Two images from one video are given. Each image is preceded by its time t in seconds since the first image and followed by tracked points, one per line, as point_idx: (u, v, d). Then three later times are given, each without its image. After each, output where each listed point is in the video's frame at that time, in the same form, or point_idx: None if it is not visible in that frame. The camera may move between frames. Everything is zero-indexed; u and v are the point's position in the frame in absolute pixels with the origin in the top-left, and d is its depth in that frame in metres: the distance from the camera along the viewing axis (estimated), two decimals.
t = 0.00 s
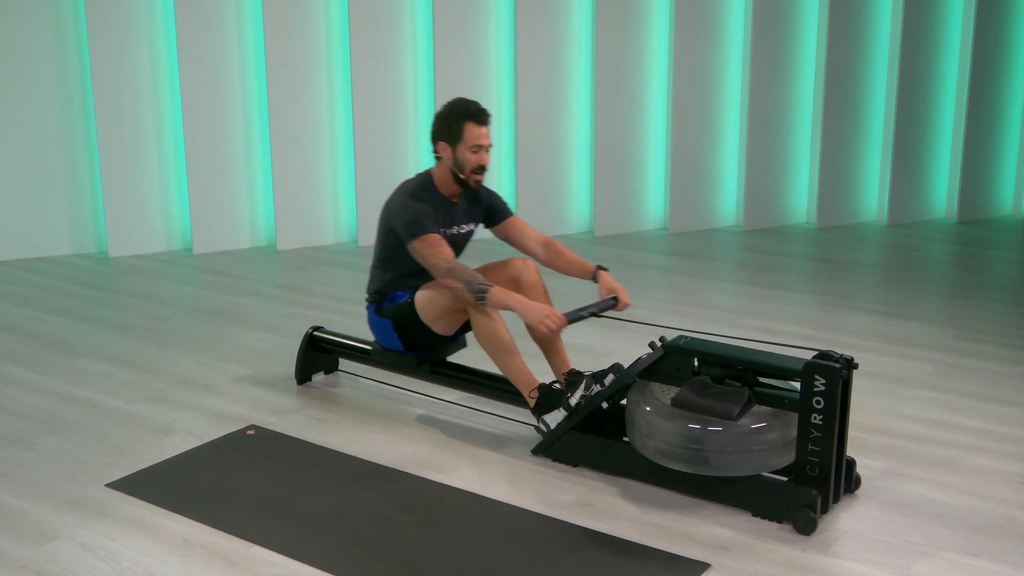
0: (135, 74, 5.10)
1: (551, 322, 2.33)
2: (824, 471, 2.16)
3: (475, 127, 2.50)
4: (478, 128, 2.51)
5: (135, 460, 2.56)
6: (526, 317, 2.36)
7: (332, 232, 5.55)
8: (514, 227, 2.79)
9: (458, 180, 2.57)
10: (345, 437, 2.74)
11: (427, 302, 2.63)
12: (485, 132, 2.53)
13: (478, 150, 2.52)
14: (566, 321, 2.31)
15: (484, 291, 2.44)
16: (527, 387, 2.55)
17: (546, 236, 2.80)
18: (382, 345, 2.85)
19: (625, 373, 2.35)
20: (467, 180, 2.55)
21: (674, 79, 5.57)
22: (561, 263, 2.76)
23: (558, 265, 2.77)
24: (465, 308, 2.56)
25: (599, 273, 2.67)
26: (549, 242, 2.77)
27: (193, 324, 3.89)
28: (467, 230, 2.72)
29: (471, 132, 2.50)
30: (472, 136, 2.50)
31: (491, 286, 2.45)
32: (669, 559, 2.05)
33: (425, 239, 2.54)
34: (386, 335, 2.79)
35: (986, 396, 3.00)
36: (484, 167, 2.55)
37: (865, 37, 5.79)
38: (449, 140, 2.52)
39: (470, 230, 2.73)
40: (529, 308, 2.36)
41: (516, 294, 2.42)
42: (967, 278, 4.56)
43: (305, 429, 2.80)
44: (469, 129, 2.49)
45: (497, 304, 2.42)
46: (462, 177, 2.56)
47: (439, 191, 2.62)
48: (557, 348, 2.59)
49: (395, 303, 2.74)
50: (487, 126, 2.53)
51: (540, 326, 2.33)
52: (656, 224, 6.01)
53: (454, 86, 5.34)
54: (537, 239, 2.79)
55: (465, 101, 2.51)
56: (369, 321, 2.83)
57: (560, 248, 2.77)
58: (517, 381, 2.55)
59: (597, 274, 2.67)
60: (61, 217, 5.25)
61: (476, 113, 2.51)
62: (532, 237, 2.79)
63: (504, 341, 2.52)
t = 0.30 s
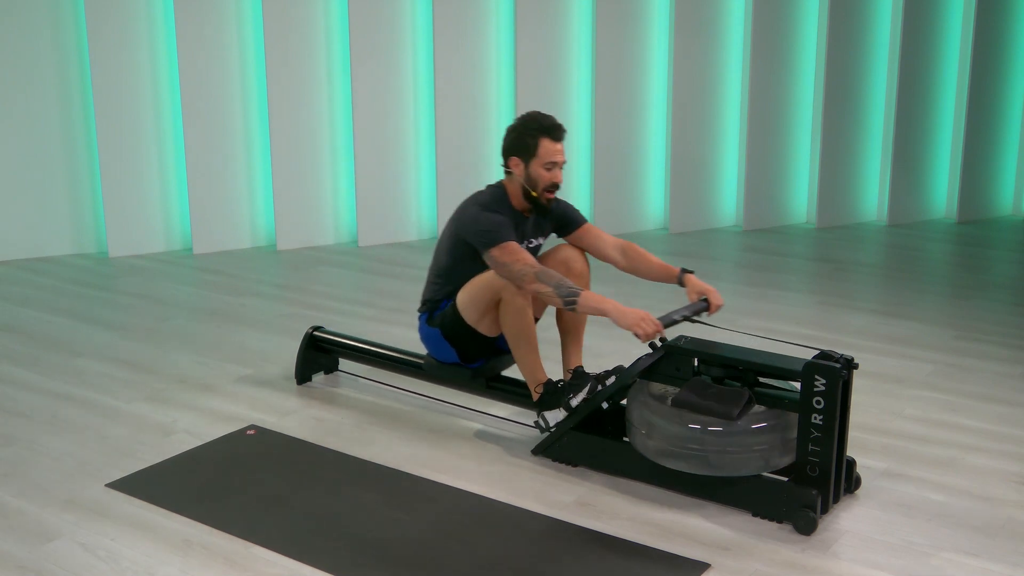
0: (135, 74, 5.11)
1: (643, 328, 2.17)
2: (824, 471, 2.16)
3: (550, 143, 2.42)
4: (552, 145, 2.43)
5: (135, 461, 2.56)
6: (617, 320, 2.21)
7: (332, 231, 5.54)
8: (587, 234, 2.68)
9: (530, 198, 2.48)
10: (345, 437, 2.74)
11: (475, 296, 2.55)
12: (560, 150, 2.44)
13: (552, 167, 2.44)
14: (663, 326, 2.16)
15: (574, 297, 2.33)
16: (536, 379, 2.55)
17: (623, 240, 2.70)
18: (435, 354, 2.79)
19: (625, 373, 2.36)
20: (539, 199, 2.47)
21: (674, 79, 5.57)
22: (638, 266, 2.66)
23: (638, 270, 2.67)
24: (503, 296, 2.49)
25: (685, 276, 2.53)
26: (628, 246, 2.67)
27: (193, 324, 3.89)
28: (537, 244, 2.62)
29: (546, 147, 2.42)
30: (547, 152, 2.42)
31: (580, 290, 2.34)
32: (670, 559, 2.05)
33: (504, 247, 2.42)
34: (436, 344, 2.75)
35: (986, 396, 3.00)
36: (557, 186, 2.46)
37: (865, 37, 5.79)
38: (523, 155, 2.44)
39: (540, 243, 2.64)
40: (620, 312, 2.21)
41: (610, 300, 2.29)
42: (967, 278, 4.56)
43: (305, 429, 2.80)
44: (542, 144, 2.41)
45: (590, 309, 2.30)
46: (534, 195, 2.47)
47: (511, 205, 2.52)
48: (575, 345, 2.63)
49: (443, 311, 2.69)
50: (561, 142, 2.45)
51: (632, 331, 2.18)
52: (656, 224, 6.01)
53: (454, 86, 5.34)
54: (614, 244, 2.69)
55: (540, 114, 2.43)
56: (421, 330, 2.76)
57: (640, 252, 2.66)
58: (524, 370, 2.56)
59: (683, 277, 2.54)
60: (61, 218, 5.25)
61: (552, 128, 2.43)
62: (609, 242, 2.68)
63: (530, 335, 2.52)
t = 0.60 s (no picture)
0: (135, 74, 5.11)
1: (660, 323, 2.13)
2: (824, 471, 2.16)
3: (555, 139, 2.43)
4: (558, 140, 2.44)
5: (135, 460, 2.56)
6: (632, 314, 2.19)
7: (331, 232, 5.54)
8: (598, 235, 2.67)
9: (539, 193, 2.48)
10: (346, 437, 2.74)
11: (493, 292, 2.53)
12: (565, 145, 2.45)
13: (559, 162, 2.44)
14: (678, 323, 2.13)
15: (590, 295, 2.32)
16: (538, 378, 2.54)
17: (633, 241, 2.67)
18: (447, 355, 2.76)
19: (625, 373, 2.35)
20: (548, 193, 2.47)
21: (674, 78, 5.57)
22: (648, 267, 2.63)
23: (648, 270, 2.63)
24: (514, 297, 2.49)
25: (697, 277, 2.48)
26: (639, 247, 2.64)
27: (193, 324, 3.89)
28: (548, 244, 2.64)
29: (551, 144, 2.43)
30: (552, 148, 2.43)
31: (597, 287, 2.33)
32: (670, 559, 2.05)
33: (521, 246, 2.41)
34: (447, 343, 2.71)
35: (986, 396, 3.00)
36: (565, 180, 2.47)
37: (865, 37, 5.79)
38: (530, 153, 2.45)
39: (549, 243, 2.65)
40: (637, 308, 2.19)
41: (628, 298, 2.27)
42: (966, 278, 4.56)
43: (305, 429, 2.80)
44: (547, 140, 2.42)
45: (608, 306, 2.28)
46: (543, 190, 2.47)
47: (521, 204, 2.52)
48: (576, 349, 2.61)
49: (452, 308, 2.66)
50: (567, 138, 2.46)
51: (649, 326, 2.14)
52: (656, 224, 6.01)
53: (454, 86, 5.34)
54: (624, 244, 2.66)
55: (545, 113, 2.44)
56: (429, 330, 2.72)
57: (651, 251, 2.63)
58: (529, 370, 2.55)
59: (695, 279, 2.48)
60: (61, 218, 5.25)
61: (556, 125, 2.44)
62: (620, 243, 2.66)
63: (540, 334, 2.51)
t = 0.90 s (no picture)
0: (136, 74, 5.11)
1: (544, 291, 2.29)
2: (824, 471, 2.16)
3: (449, 113, 2.55)
4: (451, 114, 2.56)
5: (135, 461, 2.56)
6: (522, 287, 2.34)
7: (332, 232, 5.54)
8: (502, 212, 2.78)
9: (437, 167, 2.59)
10: (345, 437, 2.74)
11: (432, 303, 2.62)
12: (459, 119, 2.57)
13: (454, 134, 2.56)
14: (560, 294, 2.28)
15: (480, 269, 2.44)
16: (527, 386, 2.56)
17: (533, 221, 2.79)
18: (375, 340, 2.88)
19: (625, 373, 2.35)
20: (445, 166, 2.57)
21: (674, 78, 5.57)
22: (549, 246, 2.75)
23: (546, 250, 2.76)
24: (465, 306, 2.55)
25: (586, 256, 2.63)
26: (537, 225, 2.77)
27: (193, 324, 3.89)
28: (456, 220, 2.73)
29: (445, 118, 2.55)
30: (446, 122, 2.54)
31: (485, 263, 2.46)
32: (670, 559, 2.05)
33: (419, 228, 2.54)
34: (381, 330, 2.83)
35: (986, 396, 3.00)
36: (462, 151, 2.58)
37: (865, 37, 5.79)
38: (425, 129, 2.56)
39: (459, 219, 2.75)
40: (523, 279, 2.35)
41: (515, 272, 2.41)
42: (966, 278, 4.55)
43: (305, 429, 2.79)
44: (441, 115, 2.54)
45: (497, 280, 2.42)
46: (440, 163, 2.58)
47: (423, 182, 2.64)
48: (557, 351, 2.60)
49: (388, 299, 2.76)
50: (459, 111, 2.58)
51: (535, 297, 2.30)
52: (656, 224, 6.01)
53: (454, 86, 5.34)
54: (524, 224, 2.78)
55: (436, 89, 2.56)
56: (363, 316, 2.85)
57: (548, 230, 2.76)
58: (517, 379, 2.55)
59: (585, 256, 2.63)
60: (62, 218, 5.25)
61: (447, 100, 2.56)
62: (519, 222, 2.78)
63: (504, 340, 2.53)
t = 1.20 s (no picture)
0: (136, 75, 5.11)
1: (438, 262, 2.44)
2: (824, 471, 2.16)
3: (348, 100, 2.75)
4: (350, 102, 2.75)
5: (135, 460, 2.56)
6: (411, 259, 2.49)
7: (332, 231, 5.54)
8: (410, 196, 2.98)
9: (340, 152, 2.79)
10: (344, 436, 2.74)
11: (400, 344, 2.73)
12: (358, 105, 2.77)
13: (353, 121, 2.76)
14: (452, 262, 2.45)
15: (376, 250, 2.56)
16: (522, 396, 2.57)
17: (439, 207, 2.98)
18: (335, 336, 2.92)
19: (625, 373, 2.34)
20: (348, 150, 2.78)
21: (674, 78, 5.57)
22: (453, 227, 2.93)
23: (450, 233, 2.94)
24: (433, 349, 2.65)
25: (487, 232, 2.85)
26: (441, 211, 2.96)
27: (193, 325, 3.89)
28: (372, 197, 2.89)
29: (344, 106, 2.74)
30: (344, 108, 2.74)
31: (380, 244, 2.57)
32: (670, 558, 2.05)
33: (323, 214, 2.71)
34: (343, 331, 2.84)
35: (986, 396, 3.00)
36: (362, 136, 2.78)
37: (865, 37, 5.79)
38: (326, 118, 2.76)
39: (375, 197, 2.91)
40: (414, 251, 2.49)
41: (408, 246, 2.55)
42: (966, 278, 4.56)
43: (305, 429, 2.79)
44: (340, 104, 2.73)
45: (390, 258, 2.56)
46: (343, 148, 2.78)
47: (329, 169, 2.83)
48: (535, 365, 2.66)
49: (355, 302, 2.80)
50: (358, 98, 2.77)
51: (427, 267, 2.44)
52: (656, 224, 6.01)
53: (454, 86, 5.34)
54: (432, 210, 2.97)
55: (333, 80, 2.76)
56: (323, 314, 2.88)
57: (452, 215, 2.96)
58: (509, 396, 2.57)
59: (485, 232, 2.85)
60: (62, 218, 5.25)
61: (346, 89, 2.76)
62: (427, 209, 2.97)
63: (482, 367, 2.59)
